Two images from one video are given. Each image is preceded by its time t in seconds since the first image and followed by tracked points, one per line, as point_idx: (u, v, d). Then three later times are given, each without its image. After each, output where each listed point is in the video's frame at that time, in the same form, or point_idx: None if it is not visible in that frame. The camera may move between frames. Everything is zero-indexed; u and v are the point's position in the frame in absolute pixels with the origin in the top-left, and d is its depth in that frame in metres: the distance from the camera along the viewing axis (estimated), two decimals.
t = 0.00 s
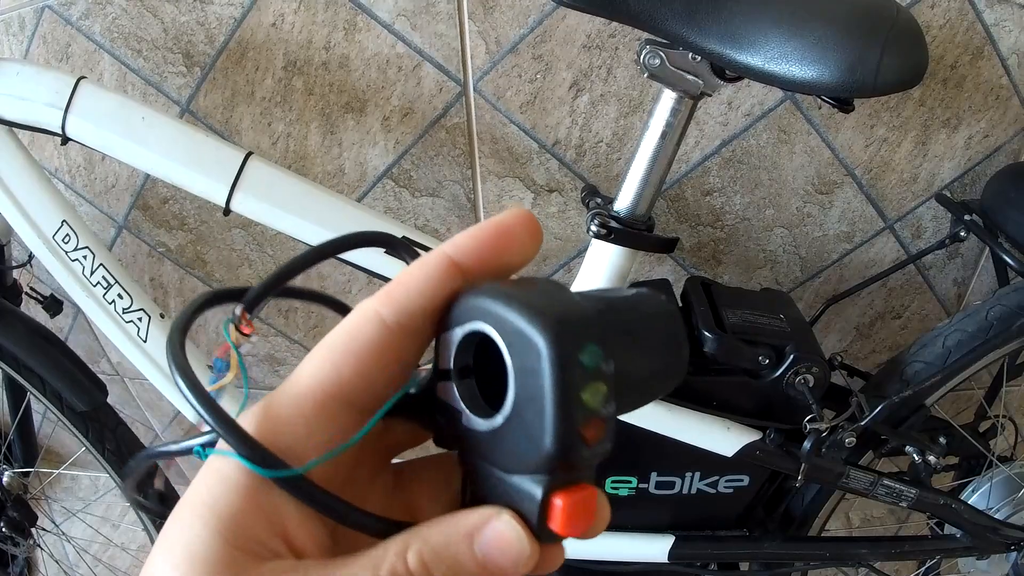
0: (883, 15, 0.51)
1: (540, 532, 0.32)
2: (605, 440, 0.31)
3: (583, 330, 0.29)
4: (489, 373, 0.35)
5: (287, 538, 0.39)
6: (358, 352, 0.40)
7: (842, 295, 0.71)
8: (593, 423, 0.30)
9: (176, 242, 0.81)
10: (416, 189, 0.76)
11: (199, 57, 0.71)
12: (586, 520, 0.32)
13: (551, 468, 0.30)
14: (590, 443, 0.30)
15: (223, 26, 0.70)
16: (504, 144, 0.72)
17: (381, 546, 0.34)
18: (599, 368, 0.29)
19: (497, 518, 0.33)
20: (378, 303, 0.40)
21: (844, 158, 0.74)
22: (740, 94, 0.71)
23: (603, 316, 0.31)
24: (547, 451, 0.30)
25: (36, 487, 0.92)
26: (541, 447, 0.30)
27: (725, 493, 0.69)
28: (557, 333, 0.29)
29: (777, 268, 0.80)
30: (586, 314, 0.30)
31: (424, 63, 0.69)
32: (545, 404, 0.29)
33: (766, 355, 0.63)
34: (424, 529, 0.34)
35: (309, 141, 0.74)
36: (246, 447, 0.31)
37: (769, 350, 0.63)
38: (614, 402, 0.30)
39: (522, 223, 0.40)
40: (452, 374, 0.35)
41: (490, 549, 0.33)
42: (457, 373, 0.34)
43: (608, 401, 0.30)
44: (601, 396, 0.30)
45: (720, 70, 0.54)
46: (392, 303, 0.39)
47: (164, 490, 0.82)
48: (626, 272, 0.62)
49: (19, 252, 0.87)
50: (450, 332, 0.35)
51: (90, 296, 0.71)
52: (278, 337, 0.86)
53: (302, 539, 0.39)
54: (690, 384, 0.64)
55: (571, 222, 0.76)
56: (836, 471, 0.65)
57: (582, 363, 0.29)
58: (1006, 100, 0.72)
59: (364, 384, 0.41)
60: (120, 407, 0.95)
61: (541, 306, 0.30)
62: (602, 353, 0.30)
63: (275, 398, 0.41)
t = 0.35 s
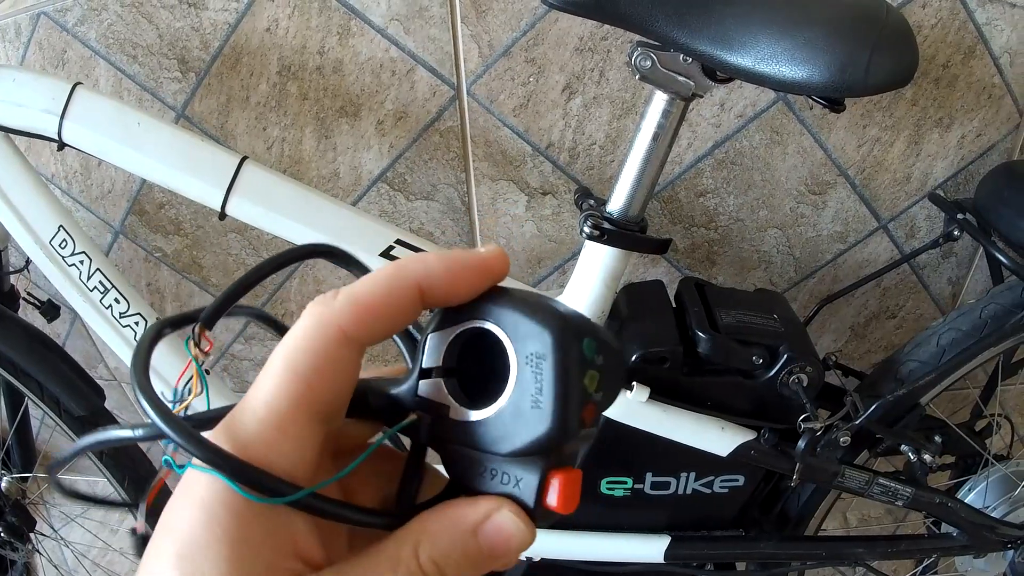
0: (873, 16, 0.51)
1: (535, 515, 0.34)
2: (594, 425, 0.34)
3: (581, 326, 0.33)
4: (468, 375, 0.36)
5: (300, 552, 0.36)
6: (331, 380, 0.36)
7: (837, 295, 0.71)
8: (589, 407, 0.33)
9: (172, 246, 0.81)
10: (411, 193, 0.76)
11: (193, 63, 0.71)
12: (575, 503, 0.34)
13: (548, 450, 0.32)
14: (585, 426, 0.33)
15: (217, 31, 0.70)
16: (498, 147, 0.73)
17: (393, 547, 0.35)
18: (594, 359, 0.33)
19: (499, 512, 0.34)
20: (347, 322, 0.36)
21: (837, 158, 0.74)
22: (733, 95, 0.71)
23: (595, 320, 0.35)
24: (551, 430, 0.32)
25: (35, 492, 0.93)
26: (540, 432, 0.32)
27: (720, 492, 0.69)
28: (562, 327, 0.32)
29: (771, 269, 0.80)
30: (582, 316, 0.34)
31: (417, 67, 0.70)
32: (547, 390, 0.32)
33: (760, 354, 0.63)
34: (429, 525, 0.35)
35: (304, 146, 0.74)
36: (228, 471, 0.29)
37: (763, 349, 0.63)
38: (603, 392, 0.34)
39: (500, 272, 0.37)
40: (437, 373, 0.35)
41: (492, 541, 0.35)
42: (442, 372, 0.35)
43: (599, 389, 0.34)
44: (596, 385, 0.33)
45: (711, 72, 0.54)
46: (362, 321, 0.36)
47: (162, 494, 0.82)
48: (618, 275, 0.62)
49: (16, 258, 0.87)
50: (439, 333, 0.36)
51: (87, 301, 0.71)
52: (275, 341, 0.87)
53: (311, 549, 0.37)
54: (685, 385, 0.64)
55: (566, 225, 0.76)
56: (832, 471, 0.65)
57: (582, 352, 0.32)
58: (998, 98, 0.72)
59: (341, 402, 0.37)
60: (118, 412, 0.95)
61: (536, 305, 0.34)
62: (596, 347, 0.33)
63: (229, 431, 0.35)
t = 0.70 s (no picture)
0: (870, 19, 0.51)
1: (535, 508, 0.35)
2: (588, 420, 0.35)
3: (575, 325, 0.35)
4: (460, 374, 0.36)
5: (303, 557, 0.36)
6: (337, 379, 0.35)
7: (836, 297, 0.71)
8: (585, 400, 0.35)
9: (172, 251, 0.81)
10: (411, 198, 0.76)
11: (194, 68, 0.72)
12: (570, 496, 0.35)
13: (547, 440, 0.33)
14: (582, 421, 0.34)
15: (217, 37, 0.70)
16: (498, 151, 0.73)
17: (398, 551, 0.35)
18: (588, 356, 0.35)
19: (502, 508, 0.35)
20: (359, 321, 0.36)
21: (835, 161, 0.75)
22: (731, 98, 0.72)
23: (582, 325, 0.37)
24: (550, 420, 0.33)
25: (36, 497, 0.93)
26: (543, 421, 0.33)
27: (720, 494, 0.70)
28: (561, 325, 0.35)
29: (771, 271, 0.81)
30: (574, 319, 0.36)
31: (417, 72, 0.70)
32: (548, 381, 0.33)
33: (760, 356, 0.63)
34: (432, 525, 0.35)
35: (304, 151, 0.75)
36: (216, 462, 0.29)
37: (762, 351, 0.63)
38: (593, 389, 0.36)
39: (504, 281, 0.37)
40: (429, 373, 0.36)
41: (495, 536, 0.35)
42: (433, 371, 0.36)
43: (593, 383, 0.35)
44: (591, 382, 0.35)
45: (710, 75, 0.54)
46: (373, 322, 0.36)
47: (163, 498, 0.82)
48: (619, 277, 0.63)
49: (17, 263, 0.87)
50: (429, 332, 0.36)
51: (88, 306, 0.71)
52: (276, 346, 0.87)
53: (313, 552, 0.36)
54: (685, 386, 0.65)
55: (565, 228, 0.77)
56: (832, 472, 0.65)
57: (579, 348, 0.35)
58: (995, 100, 0.72)
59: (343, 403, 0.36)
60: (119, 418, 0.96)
61: (537, 308, 0.35)
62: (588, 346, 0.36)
63: (235, 424, 0.34)
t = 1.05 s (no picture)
0: (871, 19, 0.51)
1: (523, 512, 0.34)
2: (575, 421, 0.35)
3: (563, 322, 0.35)
4: (458, 374, 0.37)
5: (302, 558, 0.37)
6: (325, 369, 0.39)
7: (835, 296, 0.71)
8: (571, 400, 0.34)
9: (174, 252, 0.81)
10: (414, 198, 0.76)
11: (196, 69, 0.72)
12: (559, 502, 0.34)
13: (538, 445, 0.34)
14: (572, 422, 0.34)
15: (219, 37, 0.70)
16: (500, 152, 0.73)
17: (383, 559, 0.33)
18: (575, 353, 0.35)
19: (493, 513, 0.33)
20: (338, 311, 0.39)
21: (836, 161, 0.75)
22: (733, 99, 0.72)
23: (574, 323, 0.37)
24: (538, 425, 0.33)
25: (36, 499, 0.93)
26: (524, 418, 0.33)
27: (722, 493, 0.70)
28: (547, 322, 0.34)
29: (772, 272, 0.81)
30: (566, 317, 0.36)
31: (419, 73, 0.70)
32: (530, 377, 0.34)
33: (762, 356, 0.63)
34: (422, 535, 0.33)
35: (306, 151, 0.75)
36: (227, 458, 0.31)
37: (764, 351, 0.63)
38: (581, 389, 0.36)
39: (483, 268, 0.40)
40: (427, 373, 0.37)
41: (487, 547, 0.33)
42: (431, 372, 0.36)
43: (580, 382, 0.35)
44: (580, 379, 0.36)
45: (712, 75, 0.55)
46: (353, 311, 0.39)
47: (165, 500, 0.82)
48: (621, 277, 0.63)
49: (18, 264, 0.88)
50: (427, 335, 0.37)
51: (90, 307, 0.71)
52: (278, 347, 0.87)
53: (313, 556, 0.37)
54: (687, 386, 0.65)
55: (567, 229, 0.77)
56: (833, 471, 0.66)
57: (566, 344, 0.34)
58: (995, 100, 0.73)
59: (335, 388, 0.40)
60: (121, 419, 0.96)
61: (525, 304, 0.35)
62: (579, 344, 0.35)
63: (233, 411, 0.37)
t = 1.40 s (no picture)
0: (874, 26, 0.52)
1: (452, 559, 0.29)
2: (517, 472, 0.26)
3: (500, 352, 0.26)
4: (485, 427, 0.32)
5: None
6: (385, 417, 0.41)
7: (838, 302, 0.72)
8: (495, 447, 0.26)
9: (179, 257, 0.82)
10: (418, 204, 0.77)
11: (201, 74, 0.72)
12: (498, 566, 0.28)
13: (461, 498, 0.27)
14: (495, 474, 0.26)
15: (225, 43, 0.70)
16: (504, 158, 0.73)
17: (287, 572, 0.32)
18: (510, 389, 0.26)
19: (375, 466, 0.30)
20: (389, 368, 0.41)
21: (838, 167, 0.75)
22: (736, 105, 0.72)
23: (549, 354, 0.28)
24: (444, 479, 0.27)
25: (40, 502, 0.93)
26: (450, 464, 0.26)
27: (725, 497, 0.71)
28: (475, 349, 0.26)
29: (774, 277, 0.81)
30: (527, 345, 0.27)
31: (424, 79, 0.70)
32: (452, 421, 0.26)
33: (764, 360, 0.64)
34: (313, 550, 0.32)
35: (311, 157, 0.75)
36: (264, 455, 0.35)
37: (767, 355, 0.64)
38: (534, 432, 0.26)
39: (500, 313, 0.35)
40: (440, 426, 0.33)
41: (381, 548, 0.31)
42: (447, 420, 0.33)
43: (520, 426, 0.26)
44: (513, 422, 0.26)
45: (716, 82, 0.55)
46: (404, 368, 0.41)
47: (169, 503, 0.82)
48: (626, 283, 0.63)
49: (23, 268, 0.88)
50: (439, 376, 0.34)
51: (96, 311, 0.71)
52: (282, 351, 0.88)
53: None
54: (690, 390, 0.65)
55: (571, 234, 0.77)
56: (837, 474, 0.66)
57: (486, 382, 0.26)
58: (996, 106, 0.73)
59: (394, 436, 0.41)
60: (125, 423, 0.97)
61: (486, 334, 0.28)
62: (522, 375, 0.26)
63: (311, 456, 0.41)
